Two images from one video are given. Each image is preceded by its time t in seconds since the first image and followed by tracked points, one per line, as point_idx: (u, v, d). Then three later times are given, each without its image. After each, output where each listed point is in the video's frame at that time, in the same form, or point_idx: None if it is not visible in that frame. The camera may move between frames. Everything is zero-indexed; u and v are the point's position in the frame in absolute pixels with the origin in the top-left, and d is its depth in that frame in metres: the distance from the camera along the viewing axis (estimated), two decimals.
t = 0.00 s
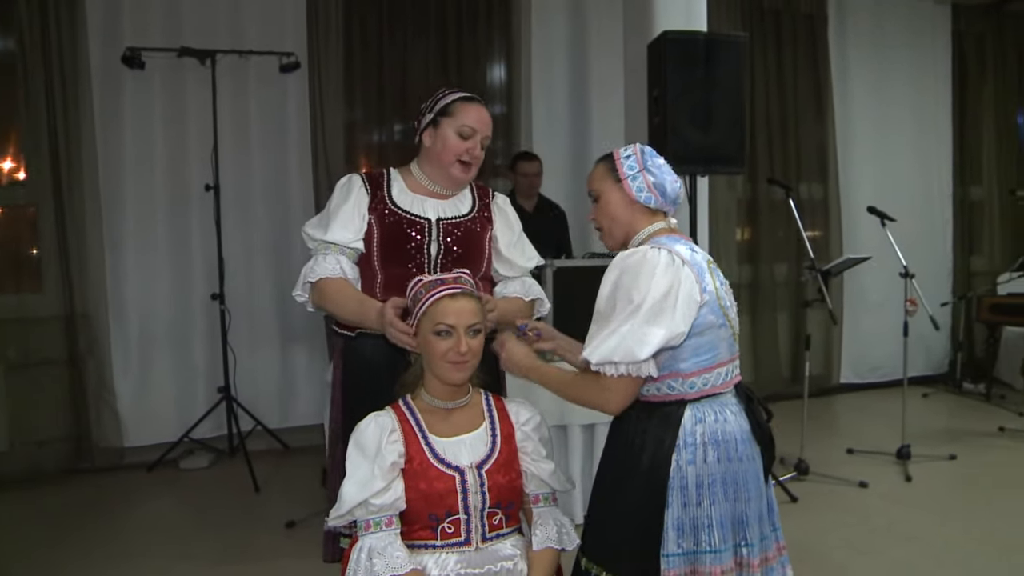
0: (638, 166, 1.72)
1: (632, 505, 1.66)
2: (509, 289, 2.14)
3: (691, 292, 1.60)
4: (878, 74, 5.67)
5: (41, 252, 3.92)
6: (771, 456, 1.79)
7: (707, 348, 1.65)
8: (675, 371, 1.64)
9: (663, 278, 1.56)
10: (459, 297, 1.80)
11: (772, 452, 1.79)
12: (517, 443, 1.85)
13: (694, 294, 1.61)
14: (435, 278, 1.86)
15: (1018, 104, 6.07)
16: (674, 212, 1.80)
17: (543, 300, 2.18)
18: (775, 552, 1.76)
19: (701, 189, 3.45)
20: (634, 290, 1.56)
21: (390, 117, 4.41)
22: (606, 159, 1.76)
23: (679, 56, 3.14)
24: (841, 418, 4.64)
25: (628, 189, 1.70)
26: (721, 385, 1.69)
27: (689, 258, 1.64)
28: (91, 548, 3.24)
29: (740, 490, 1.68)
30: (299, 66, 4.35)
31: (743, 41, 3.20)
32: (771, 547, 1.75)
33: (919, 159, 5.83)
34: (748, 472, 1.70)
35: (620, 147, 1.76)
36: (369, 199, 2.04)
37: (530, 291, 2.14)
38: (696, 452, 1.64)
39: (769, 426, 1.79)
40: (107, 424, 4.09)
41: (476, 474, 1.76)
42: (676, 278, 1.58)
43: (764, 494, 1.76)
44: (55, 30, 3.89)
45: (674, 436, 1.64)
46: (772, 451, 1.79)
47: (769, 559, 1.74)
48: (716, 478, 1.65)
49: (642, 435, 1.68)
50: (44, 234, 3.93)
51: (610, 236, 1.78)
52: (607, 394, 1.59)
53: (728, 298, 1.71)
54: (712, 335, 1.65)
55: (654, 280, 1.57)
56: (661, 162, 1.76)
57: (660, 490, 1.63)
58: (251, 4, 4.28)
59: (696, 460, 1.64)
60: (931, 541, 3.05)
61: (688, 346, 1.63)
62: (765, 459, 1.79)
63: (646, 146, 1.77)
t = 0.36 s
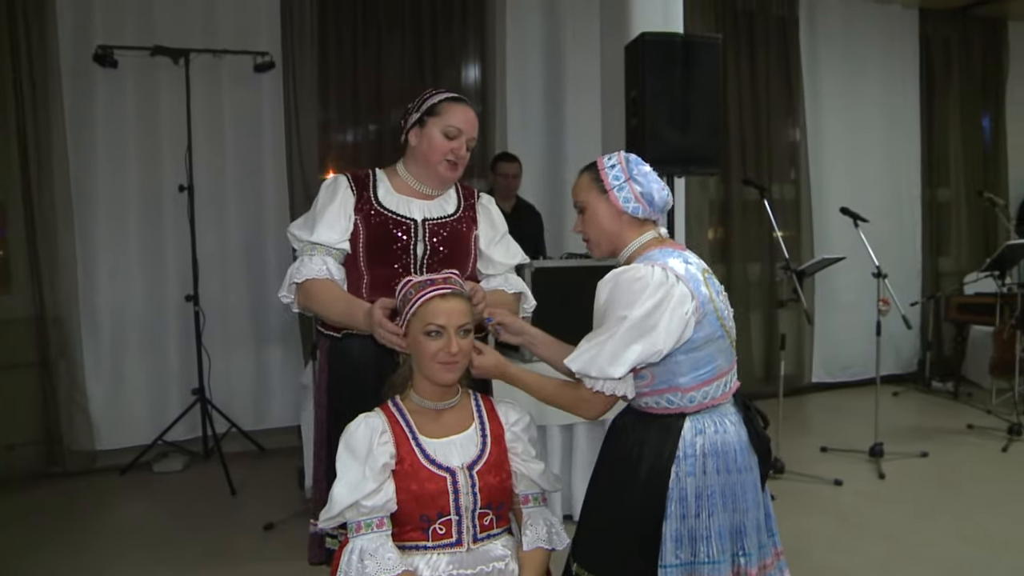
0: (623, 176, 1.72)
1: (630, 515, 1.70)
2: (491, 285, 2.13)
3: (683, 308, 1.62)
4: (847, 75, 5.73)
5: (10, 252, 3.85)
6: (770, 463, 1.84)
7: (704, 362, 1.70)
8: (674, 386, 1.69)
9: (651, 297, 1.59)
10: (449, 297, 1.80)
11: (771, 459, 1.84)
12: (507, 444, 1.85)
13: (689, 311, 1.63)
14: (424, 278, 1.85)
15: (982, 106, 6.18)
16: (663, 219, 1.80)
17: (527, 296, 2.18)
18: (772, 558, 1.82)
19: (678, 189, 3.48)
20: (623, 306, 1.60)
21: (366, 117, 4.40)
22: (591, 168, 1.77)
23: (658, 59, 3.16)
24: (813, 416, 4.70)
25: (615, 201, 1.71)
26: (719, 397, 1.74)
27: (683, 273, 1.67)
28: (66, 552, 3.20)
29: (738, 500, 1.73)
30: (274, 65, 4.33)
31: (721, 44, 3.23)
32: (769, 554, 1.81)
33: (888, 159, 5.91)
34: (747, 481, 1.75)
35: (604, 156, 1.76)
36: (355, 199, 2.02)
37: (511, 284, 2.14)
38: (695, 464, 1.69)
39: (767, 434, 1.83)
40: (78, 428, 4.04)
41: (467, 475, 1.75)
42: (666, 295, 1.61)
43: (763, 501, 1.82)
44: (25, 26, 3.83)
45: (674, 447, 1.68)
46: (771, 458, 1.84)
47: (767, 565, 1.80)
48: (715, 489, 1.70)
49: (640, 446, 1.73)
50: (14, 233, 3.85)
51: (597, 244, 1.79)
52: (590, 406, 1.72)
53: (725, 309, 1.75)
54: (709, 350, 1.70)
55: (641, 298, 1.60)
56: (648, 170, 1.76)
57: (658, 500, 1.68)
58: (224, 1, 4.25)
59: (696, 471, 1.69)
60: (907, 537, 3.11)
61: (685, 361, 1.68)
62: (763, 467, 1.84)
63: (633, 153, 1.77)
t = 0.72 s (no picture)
0: (614, 180, 1.70)
1: (629, 519, 1.71)
2: (485, 286, 2.12)
3: (677, 319, 1.62)
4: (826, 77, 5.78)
5: None
6: (767, 466, 1.86)
7: (701, 368, 1.71)
8: (671, 393, 1.71)
9: (642, 308, 1.59)
10: (446, 297, 1.79)
11: (768, 461, 1.86)
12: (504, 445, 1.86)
13: (683, 320, 1.63)
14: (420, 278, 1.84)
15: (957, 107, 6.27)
16: (655, 222, 1.78)
17: (521, 298, 2.18)
18: (771, 560, 1.83)
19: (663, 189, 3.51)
20: (614, 316, 1.62)
21: (348, 117, 4.39)
22: (581, 173, 1.75)
23: (643, 60, 3.18)
24: (796, 415, 4.74)
25: (606, 206, 1.69)
26: (718, 402, 1.75)
27: (676, 280, 1.66)
28: (48, 556, 3.16)
29: (737, 504, 1.75)
30: (256, 66, 4.33)
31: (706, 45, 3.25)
32: (768, 556, 1.83)
33: (866, 159, 5.97)
34: (746, 484, 1.77)
35: (594, 160, 1.74)
36: (349, 200, 2.01)
37: (505, 286, 2.14)
38: (694, 468, 1.70)
39: (766, 436, 1.85)
40: (59, 431, 4.00)
41: (466, 476, 1.75)
42: (659, 305, 1.61)
43: (761, 503, 1.83)
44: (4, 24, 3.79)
45: (673, 451, 1.69)
46: (767, 461, 1.86)
47: (766, 567, 1.82)
48: (714, 493, 1.71)
49: (639, 450, 1.73)
50: None
51: (590, 250, 1.77)
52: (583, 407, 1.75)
53: (722, 314, 1.75)
54: (706, 356, 1.71)
55: (632, 309, 1.60)
56: (639, 173, 1.74)
57: (657, 503, 1.69)
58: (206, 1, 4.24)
59: (695, 476, 1.70)
60: (893, 535, 3.13)
61: (681, 368, 1.69)
62: (762, 469, 1.85)
63: (623, 156, 1.75)
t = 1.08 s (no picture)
0: (606, 182, 1.70)
1: (629, 518, 1.71)
2: (480, 288, 2.12)
3: (674, 321, 1.63)
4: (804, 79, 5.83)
5: None
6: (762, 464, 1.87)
7: (697, 369, 1.72)
8: (668, 394, 1.71)
9: (639, 311, 1.60)
10: (445, 297, 1.80)
11: (762, 460, 1.88)
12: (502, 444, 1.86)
13: (680, 322, 1.64)
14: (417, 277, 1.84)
15: (932, 109, 6.35)
16: (648, 224, 1.78)
17: (515, 301, 2.18)
18: (766, 557, 1.85)
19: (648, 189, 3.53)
20: (610, 319, 1.62)
21: (330, 118, 4.39)
22: (573, 174, 1.75)
23: (629, 60, 3.19)
24: (777, 413, 4.79)
25: (598, 208, 1.69)
26: (714, 402, 1.76)
27: (671, 282, 1.67)
28: (30, 559, 3.13)
29: (733, 503, 1.76)
30: (237, 65, 4.31)
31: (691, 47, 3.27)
32: (764, 554, 1.84)
33: (844, 161, 6.03)
34: (742, 484, 1.78)
35: (586, 161, 1.75)
36: (342, 200, 2.00)
37: (500, 289, 2.13)
38: (692, 468, 1.71)
39: (761, 435, 1.87)
40: (38, 434, 3.95)
41: (465, 475, 1.75)
42: (655, 308, 1.61)
43: (756, 502, 1.85)
44: None
45: (670, 451, 1.70)
46: (762, 459, 1.88)
47: (762, 565, 1.83)
48: (711, 493, 1.72)
49: (636, 450, 1.74)
50: None
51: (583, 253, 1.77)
52: (581, 411, 1.75)
53: (716, 314, 1.76)
54: (702, 357, 1.72)
55: (629, 312, 1.61)
56: (631, 175, 1.74)
57: (655, 502, 1.69)
58: None
59: (692, 476, 1.71)
60: (877, 532, 3.16)
61: (678, 369, 1.70)
62: (756, 468, 1.87)
63: (615, 157, 1.76)
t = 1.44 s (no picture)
0: (597, 183, 1.68)
1: (625, 517, 1.71)
2: (472, 288, 2.11)
3: (667, 323, 1.62)
4: (780, 81, 5.89)
5: None
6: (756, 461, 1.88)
7: (691, 369, 1.71)
8: (662, 395, 1.70)
9: (632, 314, 1.59)
10: (441, 296, 1.79)
11: (756, 457, 1.88)
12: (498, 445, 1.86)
13: (673, 324, 1.63)
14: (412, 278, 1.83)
15: (905, 110, 6.43)
16: (640, 224, 1.76)
17: (507, 300, 2.17)
18: (762, 554, 1.86)
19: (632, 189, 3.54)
20: (603, 323, 1.61)
21: (310, 118, 4.37)
22: (564, 175, 1.73)
23: (613, 60, 3.20)
24: (756, 412, 4.83)
25: (589, 208, 1.67)
26: (707, 402, 1.76)
27: (664, 284, 1.65)
28: (8, 563, 3.08)
29: (728, 500, 1.77)
30: (216, 64, 4.28)
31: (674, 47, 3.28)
32: (759, 550, 1.85)
33: (818, 162, 6.10)
34: (736, 481, 1.79)
35: (577, 162, 1.73)
36: (333, 200, 1.97)
37: (492, 289, 2.13)
38: (686, 467, 1.71)
39: (754, 432, 1.88)
40: (14, 438, 3.90)
41: (463, 476, 1.75)
42: (649, 311, 1.60)
43: (750, 498, 1.86)
44: None
45: (665, 451, 1.70)
46: (756, 456, 1.88)
47: (757, 562, 1.84)
48: (706, 491, 1.73)
49: (631, 449, 1.73)
50: None
51: (574, 254, 1.75)
52: (577, 413, 1.74)
53: (709, 313, 1.75)
54: (695, 357, 1.71)
55: (622, 316, 1.59)
56: (623, 176, 1.72)
57: (651, 501, 1.69)
58: None
59: (687, 474, 1.71)
60: (860, 529, 3.19)
61: (672, 370, 1.69)
62: (750, 465, 1.88)
63: (607, 159, 1.74)
